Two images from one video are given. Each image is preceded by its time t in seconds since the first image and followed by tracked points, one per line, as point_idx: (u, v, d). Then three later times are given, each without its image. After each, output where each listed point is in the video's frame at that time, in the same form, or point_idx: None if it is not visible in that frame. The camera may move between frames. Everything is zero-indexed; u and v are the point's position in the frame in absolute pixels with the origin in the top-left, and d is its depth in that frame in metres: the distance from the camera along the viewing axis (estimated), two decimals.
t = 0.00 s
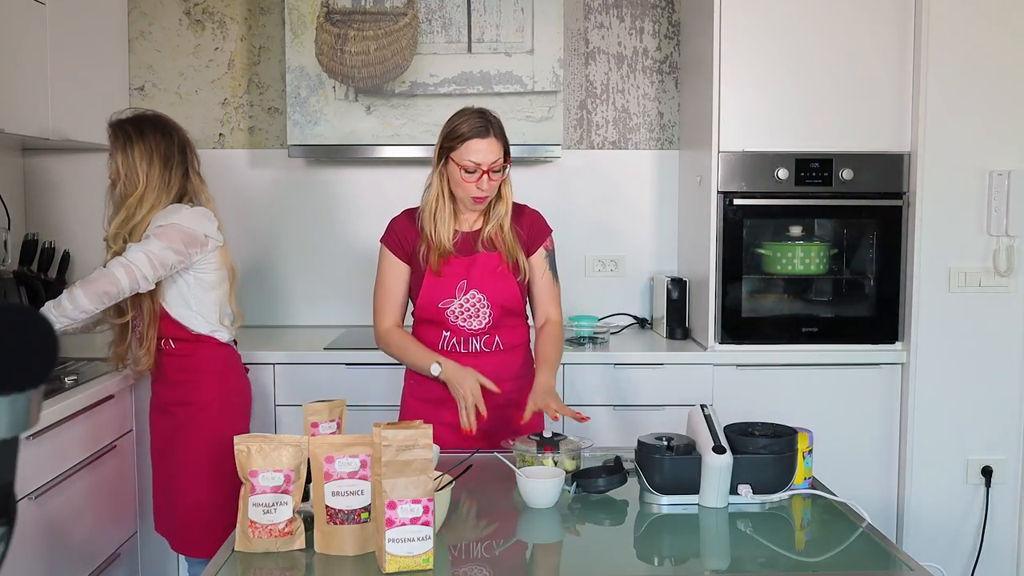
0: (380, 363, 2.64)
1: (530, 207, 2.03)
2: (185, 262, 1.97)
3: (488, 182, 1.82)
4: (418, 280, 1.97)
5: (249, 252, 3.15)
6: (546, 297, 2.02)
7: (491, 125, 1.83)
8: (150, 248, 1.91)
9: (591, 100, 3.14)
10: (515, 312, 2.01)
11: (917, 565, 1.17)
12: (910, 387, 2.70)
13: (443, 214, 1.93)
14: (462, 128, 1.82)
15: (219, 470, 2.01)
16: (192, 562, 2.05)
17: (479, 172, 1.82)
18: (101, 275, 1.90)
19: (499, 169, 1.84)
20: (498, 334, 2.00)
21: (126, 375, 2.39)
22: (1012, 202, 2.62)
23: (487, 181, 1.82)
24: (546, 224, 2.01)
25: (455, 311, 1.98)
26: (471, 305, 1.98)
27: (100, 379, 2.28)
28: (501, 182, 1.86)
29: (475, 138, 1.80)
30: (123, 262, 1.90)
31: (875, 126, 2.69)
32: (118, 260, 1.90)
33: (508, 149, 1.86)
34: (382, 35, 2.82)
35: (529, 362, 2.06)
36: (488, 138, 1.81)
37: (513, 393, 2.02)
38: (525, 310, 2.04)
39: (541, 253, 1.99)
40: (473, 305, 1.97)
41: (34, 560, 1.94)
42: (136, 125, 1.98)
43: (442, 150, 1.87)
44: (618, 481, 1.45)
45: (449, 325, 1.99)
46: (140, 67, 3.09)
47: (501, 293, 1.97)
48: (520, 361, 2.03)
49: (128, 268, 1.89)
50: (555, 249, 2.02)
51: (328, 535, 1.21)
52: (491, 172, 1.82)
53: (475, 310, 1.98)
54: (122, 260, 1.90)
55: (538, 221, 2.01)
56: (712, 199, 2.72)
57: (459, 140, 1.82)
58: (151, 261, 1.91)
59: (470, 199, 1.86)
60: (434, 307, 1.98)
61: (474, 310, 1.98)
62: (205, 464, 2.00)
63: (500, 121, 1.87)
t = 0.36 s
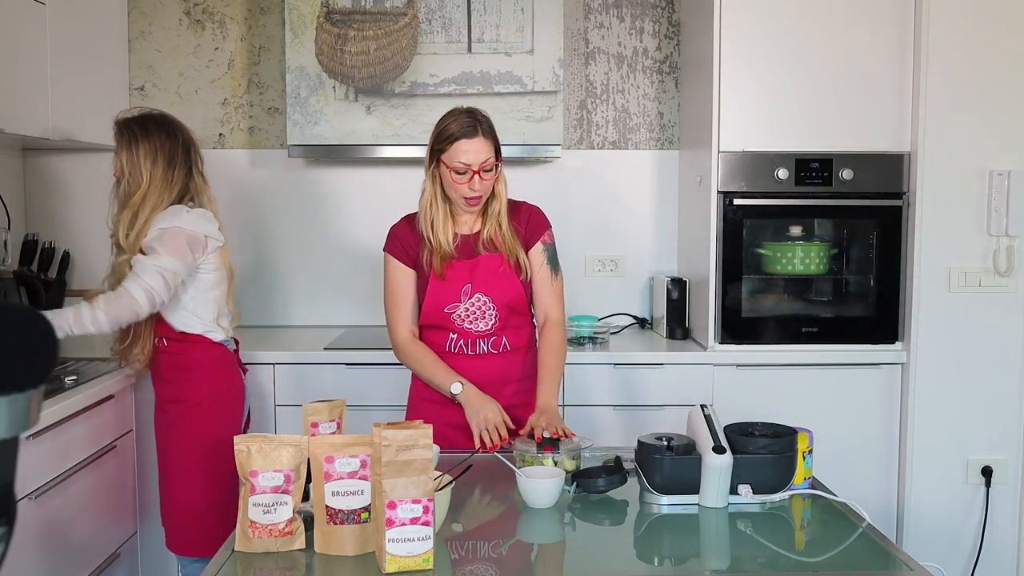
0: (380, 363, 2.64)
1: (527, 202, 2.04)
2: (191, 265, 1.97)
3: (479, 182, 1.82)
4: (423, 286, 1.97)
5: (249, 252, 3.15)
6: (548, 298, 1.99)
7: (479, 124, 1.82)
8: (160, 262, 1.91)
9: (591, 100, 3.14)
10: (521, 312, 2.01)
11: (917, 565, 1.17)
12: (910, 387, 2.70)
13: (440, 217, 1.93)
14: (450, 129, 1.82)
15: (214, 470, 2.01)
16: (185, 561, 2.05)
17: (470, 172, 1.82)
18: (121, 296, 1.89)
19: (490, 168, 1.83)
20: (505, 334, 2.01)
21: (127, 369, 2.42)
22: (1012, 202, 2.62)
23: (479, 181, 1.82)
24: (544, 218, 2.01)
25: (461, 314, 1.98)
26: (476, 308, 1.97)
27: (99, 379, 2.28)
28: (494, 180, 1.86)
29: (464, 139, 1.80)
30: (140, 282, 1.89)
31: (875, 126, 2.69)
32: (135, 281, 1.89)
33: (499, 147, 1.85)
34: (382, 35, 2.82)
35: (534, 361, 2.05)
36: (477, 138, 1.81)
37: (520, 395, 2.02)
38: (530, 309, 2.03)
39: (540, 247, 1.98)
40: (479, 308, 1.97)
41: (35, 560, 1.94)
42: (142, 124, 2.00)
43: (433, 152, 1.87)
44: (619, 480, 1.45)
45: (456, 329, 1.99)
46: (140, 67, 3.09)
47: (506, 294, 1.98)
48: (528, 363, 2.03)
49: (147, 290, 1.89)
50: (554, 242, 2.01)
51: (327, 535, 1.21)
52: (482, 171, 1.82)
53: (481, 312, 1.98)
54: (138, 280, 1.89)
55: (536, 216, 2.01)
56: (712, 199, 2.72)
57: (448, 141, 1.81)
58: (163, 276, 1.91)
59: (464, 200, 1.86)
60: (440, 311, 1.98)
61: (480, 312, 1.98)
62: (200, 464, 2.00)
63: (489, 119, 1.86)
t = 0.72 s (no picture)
0: (380, 363, 2.64)
1: (530, 203, 2.03)
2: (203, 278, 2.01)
3: (479, 179, 1.82)
4: (424, 284, 1.98)
5: (250, 252, 3.15)
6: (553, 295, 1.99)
7: (479, 122, 1.83)
8: (175, 287, 1.95)
9: (591, 100, 3.14)
10: (522, 311, 2.01)
11: (917, 565, 1.17)
12: (910, 387, 2.70)
13: (440, 215, 1.94)
14: (450, 127, 1.83)
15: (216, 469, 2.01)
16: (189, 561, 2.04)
17: (470, 169, 1.82)
18: (147, 330, 1.95)
19: (490, 165, 1.83)
20: (505, 334, 2.01)
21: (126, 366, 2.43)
22: (1012, 202, 2.62)
23: (479, 178, 1.82)
24: (547, 219, 1.99)
25: (461, 312, 1.98)
26: (476, 306, 1.97)
27: (100, 379, 2.28)
28: (495, 179, 1.85)
29: (464, 137, 1.81)
30: (163, 315, 1.94)
31: (875, 126, 2.69)
32: (157, 315, 1.94)
33: (499, 146, 1.86)
34: (382, 35, 2.82)
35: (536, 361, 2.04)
36: (477, 135, 1.81)
37: (520, 396, 2.01)
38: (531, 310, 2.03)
39: (543, 248, 1.97)
40: (478, 307, 1.97)
41: (34, 560, 1.94)
42: (139, 125, 1.99)
43: (434, 151, 1.88)
44: (619, 481, 1.44)
45: (456, 327, 1.99)
46: (140, 67, 3.09)
47: (507, 293, 1.97)
48: (529, 363, 2.03)
49: (171, 321, 1.95)
50: (558, 244, 1.99)
51: (328, 535, 1.21)
52: (482, 168, 1.82)
53: (481, 311, 1.98)
54: (160, 313, 1.94)
55: (538, 216, 1.99)
56: (712, 199, 2.72)
57: (447, 139, 1.82)
58: (181, 301, 1.96)
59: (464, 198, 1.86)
60: (440, 309, 1.98)
61: (480, 311, 1.98)
62: (202, 463, 2.00)
63: (490, 118, 1.87)
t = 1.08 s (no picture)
0: (381, 363, 2.64)
1: (536, 207, 2.03)
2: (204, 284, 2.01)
3: (483, 173, 1.83)
4: (426, 280, 1.98)
5: (250, 252, 3.15)
6: (552, 299, 1.98)
7: (486, 118, 1.84)
8: (175, 295, 1.95)
9: (591, 100, 3.14)
10: (521, 312, 2.01)
11: (917, 565, 1.17)
12: (910, 387, 2.70)
13: (445, 211, 1.94)
14: (456, 122, 1.85)
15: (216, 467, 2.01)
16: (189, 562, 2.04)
17: (473, 163, 1.82)
18: (147, 339, 1.93)
19: (495, 160, 1.84)
20: (504, 334, 2.00)
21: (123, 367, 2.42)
22: (1012, 202, 2.62)
23: (482, 172, 1.82)
24: (552, 220, 2.00)
25: (460, 310, 1.98)
26: (475, 304, 1.97)
27: (99, 379, 2.28)
28: (499, 175, 1.86)
29: (470, 131, 1.81)
30: (165, 323, 1.94)
31: (875, 126, 2.69)
32: (158, 323, 1.93)
33: (506, 144, 1.87)
34: (382, 35, 2.82)
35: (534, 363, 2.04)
36: (483, 129, 1.82)
37: (519, 396, 2.01)
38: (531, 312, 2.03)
39: (546, 250, 1.97)
40: (478, 305, 1.97)
41: (34, 560, 1.94)
42: (132, 125, 1.96)
43: (440, 147, 1.89)
44: (619, 481, 1.44)
45: (455, 326, 1.99)
46: (140, 67, 3.09)
47: (508, 292, 1.97)
48: (528, 363, 2.02)
49: (173, 328, 1.95)
50: (562, 247, 1.99)
51: (328, 535, 1.21)
52: (486, 162, 1.82)
53: (480, 310, 1.98)
54: (162, 321, 1.93)
55: (543, 218, 2.00)
56: (712, 199, 2.72)
57: (454, 133, 1.84)
58: (183, 309, 1.95)
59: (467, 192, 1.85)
60: (440, 306, 1.97)
61: (479, 310, 1.98)
62: (201, 460, 2.00)
63: (498, 118, 1.88)
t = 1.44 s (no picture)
0: (381, 363, 2.64)
1: (540, 208, 2.03)
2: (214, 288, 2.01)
3: (481, 157, 1.86)
4: (426, 279, 1.98)
5: (250, 253, 3.15)
6: (552, 299, 1.98)
7: (487, 111, 1.91)
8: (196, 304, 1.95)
9: (591, 100, 3.14)
10: (521, 313, 2.00)
11: (917, 565, 1.17)
12: (910, 387, 2.70)
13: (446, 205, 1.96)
14: (458, 115, 1.92)
15: (216, 468, 2.00)
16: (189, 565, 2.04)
17: (473, 147, 1.86)
18: (181, 350, 1.94)
19: (495, 146, 1.88)
20: (503, 335, 2.00)
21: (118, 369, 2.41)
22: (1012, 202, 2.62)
23: (481, 156, 1.86)
24: (554, 222, 2.00)
25: (459, 309, 1.97)
26: (475, 303, 1.97)
27: (99, 379, 2.28)
28: (498, 163, 1.88)
29: (471, 117, 1.88)
30: (191, 330, 1.94)
31: (875, 126, 2.69)
32: (184, 331, 1.93)
33: (507, 136, 1.91)
34: (382, 35, 2.83)
35: (534, 365, 2.03)
36: (483, 116, 1.89)
37: (518, 396, 2.00)
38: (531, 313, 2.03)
39: (547, 250, 1.97)
40: (477, 304, 1.97)
41: (35, 560, 1.94)
42: (121, 129, 1.91)
43: (444, 141, 1.94)
44: (619, 481, 1.44)
45: (453, 325, 1.98)
46: (140, 67, 3.09)
47: (508, 291, 1.97)
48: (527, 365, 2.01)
49: (198, 335, 1.95)
50: (563, 247, 1.99)
51: (327, 535, 1.21)
52: (485, 146, 1.86)
53: (479, 308, 1.97)
54: (189, 329, 1.93)
55: (546, 219, 2.00)
56: (712, 199, 2.72)
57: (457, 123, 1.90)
58: (206, 315, 1.97)
59: (464, 178, 1.88)
60: (439, 304, 1.97)
61: (478, 308, 1.97)
62: (201, 461, 1.99)
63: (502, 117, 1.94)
